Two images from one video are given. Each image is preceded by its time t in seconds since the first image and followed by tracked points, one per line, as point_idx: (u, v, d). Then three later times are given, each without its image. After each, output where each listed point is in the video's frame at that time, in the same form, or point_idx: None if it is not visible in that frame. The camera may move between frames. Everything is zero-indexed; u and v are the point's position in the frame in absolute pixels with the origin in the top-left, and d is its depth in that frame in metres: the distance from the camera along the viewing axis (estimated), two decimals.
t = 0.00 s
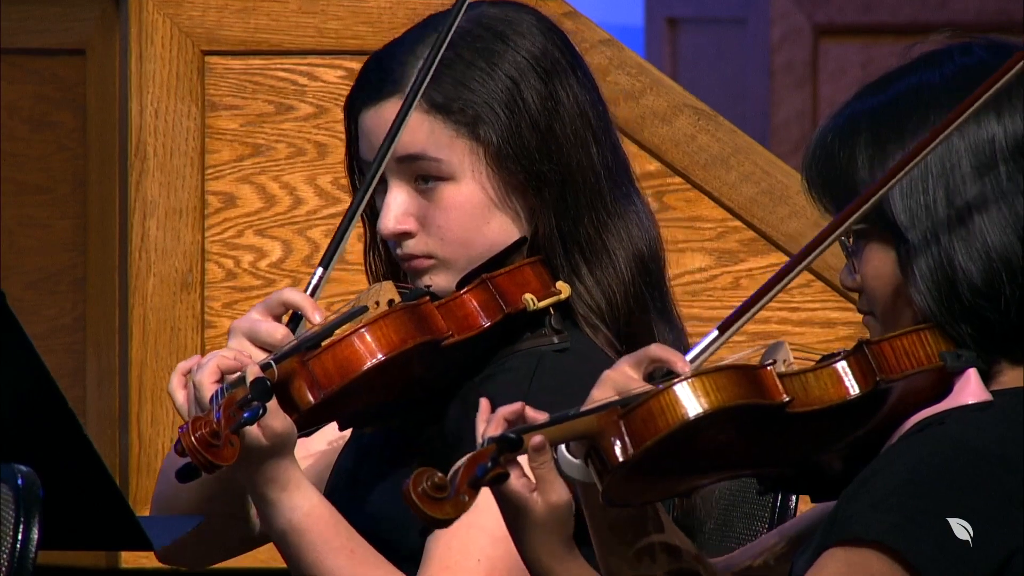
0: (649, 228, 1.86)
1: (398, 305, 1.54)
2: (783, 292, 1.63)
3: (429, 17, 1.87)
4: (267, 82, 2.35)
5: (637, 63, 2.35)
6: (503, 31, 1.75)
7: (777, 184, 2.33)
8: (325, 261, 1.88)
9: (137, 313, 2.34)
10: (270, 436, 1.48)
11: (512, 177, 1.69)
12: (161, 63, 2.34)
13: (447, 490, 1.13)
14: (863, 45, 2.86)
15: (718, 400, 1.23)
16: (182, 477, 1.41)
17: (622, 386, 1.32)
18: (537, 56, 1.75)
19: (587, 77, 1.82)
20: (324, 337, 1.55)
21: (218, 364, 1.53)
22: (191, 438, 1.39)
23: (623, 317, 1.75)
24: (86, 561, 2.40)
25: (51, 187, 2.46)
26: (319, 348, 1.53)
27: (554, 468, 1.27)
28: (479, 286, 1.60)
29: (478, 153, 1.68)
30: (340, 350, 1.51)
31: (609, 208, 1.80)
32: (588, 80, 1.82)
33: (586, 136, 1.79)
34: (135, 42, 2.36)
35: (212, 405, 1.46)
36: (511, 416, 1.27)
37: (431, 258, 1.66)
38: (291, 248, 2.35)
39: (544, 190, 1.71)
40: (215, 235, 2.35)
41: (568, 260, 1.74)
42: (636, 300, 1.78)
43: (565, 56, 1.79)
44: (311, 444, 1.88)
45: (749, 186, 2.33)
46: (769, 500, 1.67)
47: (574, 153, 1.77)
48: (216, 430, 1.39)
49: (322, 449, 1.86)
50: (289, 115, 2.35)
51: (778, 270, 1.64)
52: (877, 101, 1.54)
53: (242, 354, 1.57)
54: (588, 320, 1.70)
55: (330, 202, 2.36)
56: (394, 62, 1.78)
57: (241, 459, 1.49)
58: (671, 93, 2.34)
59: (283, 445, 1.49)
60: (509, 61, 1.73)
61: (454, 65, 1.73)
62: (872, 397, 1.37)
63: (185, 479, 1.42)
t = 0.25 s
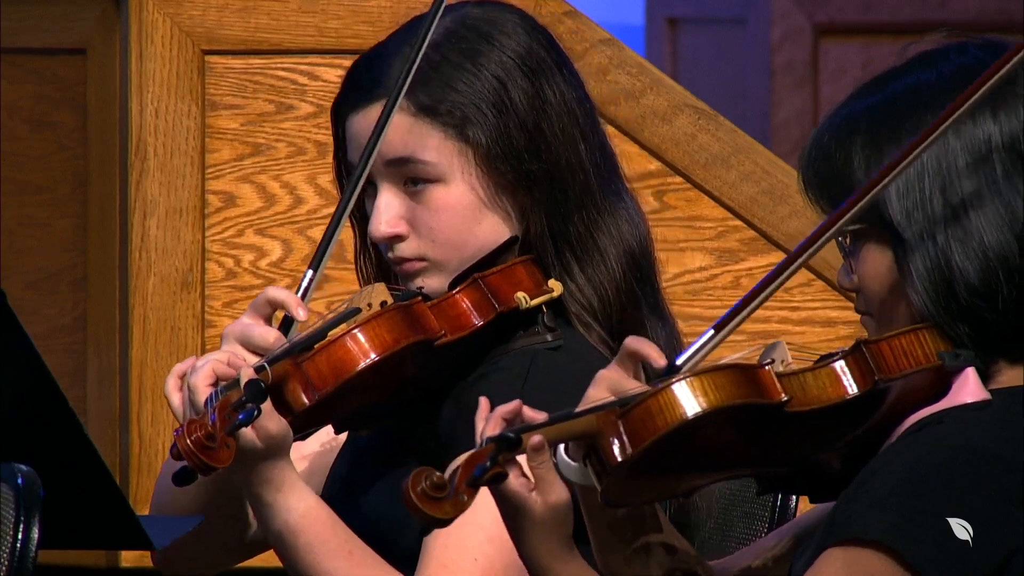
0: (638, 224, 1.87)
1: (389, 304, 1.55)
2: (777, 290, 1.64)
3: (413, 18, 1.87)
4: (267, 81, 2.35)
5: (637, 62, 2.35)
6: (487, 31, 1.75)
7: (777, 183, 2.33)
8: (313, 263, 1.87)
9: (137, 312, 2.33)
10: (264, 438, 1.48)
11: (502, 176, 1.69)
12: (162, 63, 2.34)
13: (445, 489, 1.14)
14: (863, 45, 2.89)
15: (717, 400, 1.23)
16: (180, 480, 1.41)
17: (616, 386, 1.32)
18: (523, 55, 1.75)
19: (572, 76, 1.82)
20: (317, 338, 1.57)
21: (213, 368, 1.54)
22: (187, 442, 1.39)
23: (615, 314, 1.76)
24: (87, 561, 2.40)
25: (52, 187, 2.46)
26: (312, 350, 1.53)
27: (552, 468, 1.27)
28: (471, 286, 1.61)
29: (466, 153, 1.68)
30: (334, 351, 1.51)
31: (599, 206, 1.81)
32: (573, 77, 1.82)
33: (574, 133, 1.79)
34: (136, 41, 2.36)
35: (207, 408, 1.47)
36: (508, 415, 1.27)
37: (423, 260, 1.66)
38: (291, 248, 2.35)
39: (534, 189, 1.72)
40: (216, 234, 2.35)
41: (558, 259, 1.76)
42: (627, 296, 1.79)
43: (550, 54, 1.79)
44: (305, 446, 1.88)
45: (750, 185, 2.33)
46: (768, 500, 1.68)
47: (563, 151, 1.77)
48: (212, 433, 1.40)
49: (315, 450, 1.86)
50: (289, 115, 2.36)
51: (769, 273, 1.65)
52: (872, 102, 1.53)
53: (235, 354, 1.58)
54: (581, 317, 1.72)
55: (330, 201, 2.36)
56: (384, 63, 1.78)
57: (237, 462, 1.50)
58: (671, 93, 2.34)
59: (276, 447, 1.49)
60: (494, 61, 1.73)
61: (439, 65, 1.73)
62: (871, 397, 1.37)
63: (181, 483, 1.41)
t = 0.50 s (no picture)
0: (637, 224, 1.86)
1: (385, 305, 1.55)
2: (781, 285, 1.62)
3: (413, 18, 1.87)
4: (267, 80, 2.35)
5: (637, 62, 2.35)
6: (486, 30, 1.75)
7: (776, 182, 2.33)
8: (311, 264, 1.88)
9: (137, 312, 2.33)
10: (258, 437, 1.49)
11: (501, 176, 1.69)
12: (161, 62, 2.34)
13: (440, 483, 1.15)
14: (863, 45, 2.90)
15: (713, 395, 1.23)
16: (172, 479, 1.40)
17: (616, 381, 1.31)
18: (521, 55, 1.75)
19: (571, 75, 1.81)
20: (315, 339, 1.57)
21: (207, 370, 1.55)
22: (178, 441, 1.39)
23: (613, 314, 1.76)
24: (87, 560, 2.40)
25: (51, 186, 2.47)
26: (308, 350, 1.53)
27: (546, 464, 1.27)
28: (467, 286, 1.60)
29: (464, 153, 1.68)
30: (328, 351, 1.51)
31: (598, 206, 1.80)
32: (572, 77, 1.81)
33: (573, 133, 1.79)
34: (136, 40, 2.35)
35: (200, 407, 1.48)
36: (505, 409, 1.27)
37: (422, 260, 1.66)
38: (291, 247, 2.35)
39: (534, 189, 1.71)
40: (215, 233, 2.35)
41: (557, 258, 1.75)
42: (626, 297, 1.79)
43: (549, 54, 1.78)
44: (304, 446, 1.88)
45: (750, 185, 2.33)
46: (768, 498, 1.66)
47: (562, 150, 1.77)
48: (204, 432, 1.41)
49: (313, 451, 1.86)
50: (289, 114, 2.36)
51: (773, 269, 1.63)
52: (872, 100, 1.53)
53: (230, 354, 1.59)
54: (579, 317, 1.72)
55: (330, 201, 2.36)
56: (385, 63, 1.78)
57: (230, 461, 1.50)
58: (671, 92, 2.34)
59: (273, 448, 1.50)
60: (493, 60, 1.73)
61: (437, 65, 1.72)
62: (867, 395, 1.37)
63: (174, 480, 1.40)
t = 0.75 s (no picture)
0: (647, 228, 1.86)
1: (392, 306, 1.55)
2: (778, 290, 1.67)
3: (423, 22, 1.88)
4: (267, 81, 2.36)
5: (637, 62, 2.35)
6: (495, 34, 1.76)
7: (776, 183, 2.34)
8: (320, 268, 1.88)
9: (137, 312, 2.33)
10: (266, 438, 1.51)
11: (509, 179, 1.69)
12: (161, 63, 2.34)
13: (440, 485, 1.16)
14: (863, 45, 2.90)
15: (712, 397, 1.23)
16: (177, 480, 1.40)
17: (618, 386, 1.32)
18: (530, 58, 1.76)
19: (579, 79, 1.82)
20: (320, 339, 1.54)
21: (211, 371, 1.57)
22: (183, 441, 1.39)
23: (622, 318, 1.76)
24: (87, 560, 2.40)
25: (50, 187, 2.47)
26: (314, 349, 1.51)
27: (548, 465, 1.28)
28: (474, 288, 1.61)
29: (473, 156, 1.68)
30: (335, 352, 1.50)
31: (607, 210, 1.81)
32: (580, 81, 1.82)
33: (582, 137, 1.79)
34: (136, 41, 2.35)
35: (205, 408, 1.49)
36: (506, 412, 1.28)
37: (430, 263, 1.66)
38: (291, 248, 2.36)
39: (542, 192, 1.71)
40: (216, 234, 2.35)
41: (563, 261, 1.75)
42: (633, 301, 1.79)
43: (558, 58, 1.79)
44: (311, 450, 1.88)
45: (750, 185, 2.34)
46: (769, 498, 1.67)
47: (570, 154, 1.77)
48: (210, 431, 1.41)
49: (322, 455, 1.86)
50: (289, 115, 2.36)
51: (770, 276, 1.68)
52: (873, 99, 1.53)
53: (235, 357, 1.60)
54: (585, 320, 1.72)
55: (330, 201, 2.36)
56: (393, 65, 1.79)
57: (237, 460, 1.52)
58: (671, 92, 2.34)
59: (280, 447, 1.52)
60: (502, 63, 1.74)
61: (446, 68, 1.73)
62: (867, 395, 1.37)
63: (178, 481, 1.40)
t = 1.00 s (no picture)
0: (650, 231, 1.86)
1: (396, 311, 1.55)
2: (780, 294, 1.64)
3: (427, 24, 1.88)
4: (267, 81, 2.36)
5: (637, 62, 2.35)
6: (497, 36, 1.76)
7: (777, 183, 2.33)
8: (322, 272, 1.88)
9: (137, 312, 2.33)
10: (272, 442, 1.51)
11: (512, 181, 1.69)
12: (161, 63, 2.34)
13: (437, 495, 1.17)
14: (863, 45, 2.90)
15: (710, 402, 1.23)
16: (183, 484, 1.40)
17: (617, 390, 1.33)
18: (533, 60, 1.76)
19: (582, 81, 1.82)
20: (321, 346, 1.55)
21: (217, 379, 1.56)
22: (190, 446, 1.40)
23: (624, 320, 1.76)
24: (87, 560, 2.40)
25: (50, 187, 2.47)
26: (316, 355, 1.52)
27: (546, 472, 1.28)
28: (477, 291, 1.61)
29: (475, 158, 1.68)
30: (338, 356, 1.51)
31: (609, 211, 1.81)
32: (583, 83, 1.82)
33: (584, 139, 1.79)
34: (135, 41, 2.35)
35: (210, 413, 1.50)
36: (504, 421, 1.28)
37: (432, 265, 1.66)
38: (291, 248, 2.36)
39: (543, 194, 1.71)
40: (215, 234, 2.35)
41: (567, 263, 1.74)
42: (636, 303, 1.78)
43: (561, 60, 1.79)
44: (315, 454, 1.88)
45: (749, 185, 2.33)
46: (769, 499, 1.65)
47: (572, 156, 1.77)
48: (216, 436, 1.41)
49: (324, 459, 1.86)
50: (289, 115, 2.36)
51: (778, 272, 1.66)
52: (872, 99, 1.53)
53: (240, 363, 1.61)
54: (588, 322, 1.72)
55: (330, 201, 2.36)
56: (396, 68, 1.79)
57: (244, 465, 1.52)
58: (671, 93, 2.34)
59: (286, 451, 1.51)
60: (504, 65, 1.74)
61: (449, 69, 1.74)
62: (865, 399, 1.37)
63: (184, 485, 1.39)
